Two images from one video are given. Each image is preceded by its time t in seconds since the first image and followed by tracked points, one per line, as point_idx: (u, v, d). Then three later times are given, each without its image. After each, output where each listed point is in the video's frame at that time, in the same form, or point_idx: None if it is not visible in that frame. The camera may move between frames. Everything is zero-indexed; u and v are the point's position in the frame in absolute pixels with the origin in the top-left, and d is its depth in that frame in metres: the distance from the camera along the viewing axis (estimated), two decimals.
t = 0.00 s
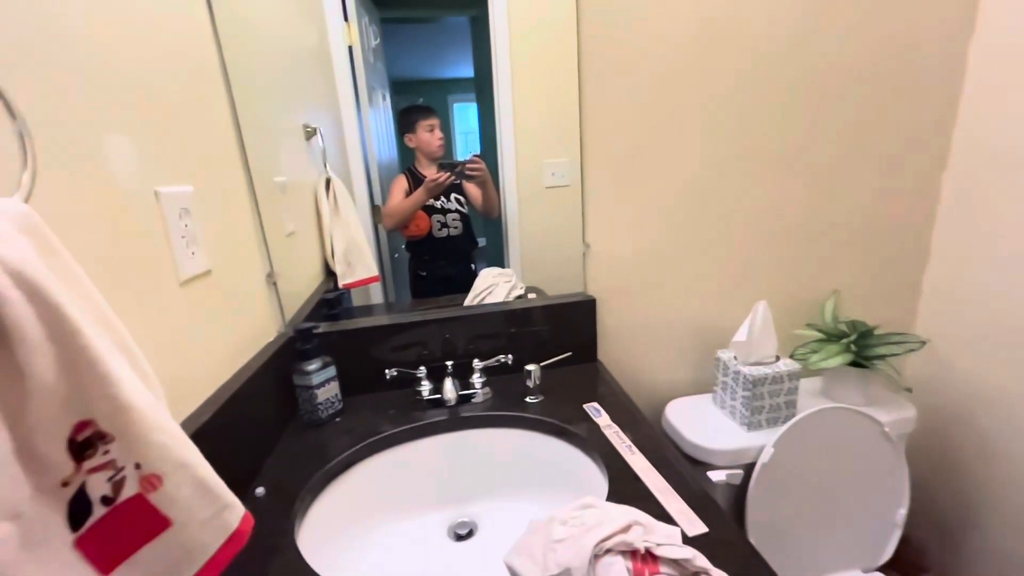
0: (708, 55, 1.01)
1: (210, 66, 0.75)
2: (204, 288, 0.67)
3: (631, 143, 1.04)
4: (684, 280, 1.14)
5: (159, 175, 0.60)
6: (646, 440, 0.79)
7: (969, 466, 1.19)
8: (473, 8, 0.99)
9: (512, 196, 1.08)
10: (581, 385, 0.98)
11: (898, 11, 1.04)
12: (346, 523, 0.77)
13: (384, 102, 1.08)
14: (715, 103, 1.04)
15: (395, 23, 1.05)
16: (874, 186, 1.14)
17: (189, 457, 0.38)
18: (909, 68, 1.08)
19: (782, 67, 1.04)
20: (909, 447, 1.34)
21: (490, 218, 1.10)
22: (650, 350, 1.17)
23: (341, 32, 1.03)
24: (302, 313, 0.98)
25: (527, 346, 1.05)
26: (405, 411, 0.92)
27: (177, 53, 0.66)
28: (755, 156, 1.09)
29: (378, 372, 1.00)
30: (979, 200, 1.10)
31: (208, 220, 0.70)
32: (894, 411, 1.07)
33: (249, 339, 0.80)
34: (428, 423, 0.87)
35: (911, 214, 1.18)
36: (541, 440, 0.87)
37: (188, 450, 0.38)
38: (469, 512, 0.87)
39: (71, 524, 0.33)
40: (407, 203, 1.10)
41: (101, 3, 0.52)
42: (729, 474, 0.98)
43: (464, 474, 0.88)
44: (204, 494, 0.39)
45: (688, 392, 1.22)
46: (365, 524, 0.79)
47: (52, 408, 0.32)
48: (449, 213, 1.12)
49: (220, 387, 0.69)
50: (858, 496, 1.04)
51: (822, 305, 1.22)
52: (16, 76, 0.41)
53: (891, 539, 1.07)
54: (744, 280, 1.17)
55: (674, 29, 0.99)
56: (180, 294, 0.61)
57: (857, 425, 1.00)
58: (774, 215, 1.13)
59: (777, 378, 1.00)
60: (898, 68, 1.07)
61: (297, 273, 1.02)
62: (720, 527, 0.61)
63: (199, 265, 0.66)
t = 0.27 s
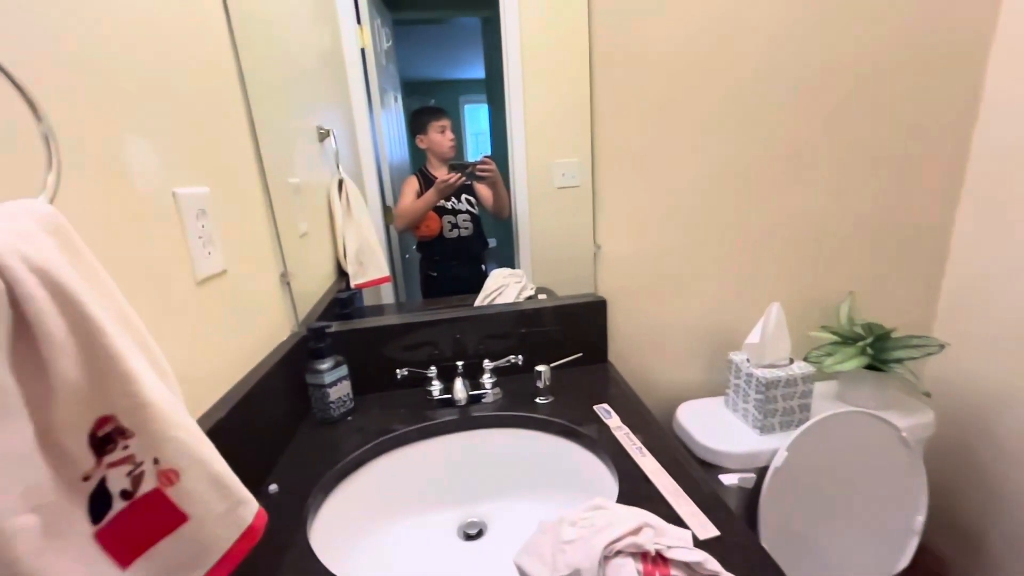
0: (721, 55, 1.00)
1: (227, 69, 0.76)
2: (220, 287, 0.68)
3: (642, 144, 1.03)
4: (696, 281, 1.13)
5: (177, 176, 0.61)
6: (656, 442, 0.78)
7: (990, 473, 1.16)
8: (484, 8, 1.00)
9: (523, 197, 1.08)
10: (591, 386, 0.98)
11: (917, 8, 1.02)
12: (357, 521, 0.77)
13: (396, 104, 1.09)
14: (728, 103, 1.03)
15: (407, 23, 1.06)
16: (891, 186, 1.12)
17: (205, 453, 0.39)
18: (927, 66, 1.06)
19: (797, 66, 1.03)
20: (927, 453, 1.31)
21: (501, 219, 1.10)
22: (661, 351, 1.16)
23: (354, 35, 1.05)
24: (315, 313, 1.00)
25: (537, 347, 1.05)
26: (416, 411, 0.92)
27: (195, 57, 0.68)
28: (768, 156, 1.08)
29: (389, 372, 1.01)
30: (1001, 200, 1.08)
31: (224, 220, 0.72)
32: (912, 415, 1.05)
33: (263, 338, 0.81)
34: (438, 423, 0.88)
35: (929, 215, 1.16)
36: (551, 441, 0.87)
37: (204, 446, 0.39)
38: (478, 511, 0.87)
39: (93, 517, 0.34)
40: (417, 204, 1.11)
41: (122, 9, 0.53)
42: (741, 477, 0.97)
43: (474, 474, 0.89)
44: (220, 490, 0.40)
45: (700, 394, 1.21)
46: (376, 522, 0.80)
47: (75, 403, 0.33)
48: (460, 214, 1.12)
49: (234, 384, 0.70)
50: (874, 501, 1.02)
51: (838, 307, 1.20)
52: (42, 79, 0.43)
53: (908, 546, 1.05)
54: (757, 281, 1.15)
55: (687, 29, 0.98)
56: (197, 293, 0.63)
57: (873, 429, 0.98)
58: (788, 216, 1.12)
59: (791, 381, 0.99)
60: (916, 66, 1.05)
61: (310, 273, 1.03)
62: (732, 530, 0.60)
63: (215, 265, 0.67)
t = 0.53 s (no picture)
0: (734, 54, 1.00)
1: (243, 73, 0.77)
2: (236, 287, 0.70)
3: (654, 144, 1.03)
4: (708, 282, 1.12)
5: (195, 178, 0.62)
6: (668, 444, 0.78)
7: (1012, 479, 1.13)
8: (496, 10, 1.01)
9: (534, 198, 1.09)
10: (602, 387, 0.98)
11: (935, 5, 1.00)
12: (369, 519, 0.78)
13: (408, 106, 1.09)
14: (741, 102, 1.02)
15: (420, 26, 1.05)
16: (909, 186, 1.10)
17: (221, 450, 0.40)
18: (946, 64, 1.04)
19: (812, 64, 1.02)
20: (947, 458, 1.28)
21: (511, 219, 1.10)
22: (673, 353, 1.15)
23: (366, 37, 1.06)
24: (327, 313, 1.01)
25: (548, 348, 1.05)
26: (427, 410, 0.93)
27: (213, 61, 0.69)
28: (783, 156, 1.06)
29: (401, 372, 1.01)
30: None
31: (239, 221, 0.73)
32: (930, 419, 1.03)
33: (277, 337, 0.82)
34: (449, 422, 0.88)
35: (949, 214, 1.13)
36: (562, 442, 0.87)
37: (220, 442, 0.40)
38: (489, 511, 0.87)
39: (114, 512, 0.34)
40: (428, 205, 1.12)
41: (144, 15, 0.55)
42: (754, 481, 0.96)
43: (485, 474, 0.89)
44: (236, 487, 0.41)
45: (712, 396, 1.20)
46: (388, 521, 0.80)
47: (97, 400, 0.34)
48: (471, 215, 1.12)
49: (249, 383, 0.71)
50: (890, 507, 1.00)
51: (854, 309, 1.18)
52: (69, 85, 0.44)
53: (926, 553, 1.03)
54: (771, 282, 1.14)
55: (699, 29, 0.98)
56: (213, 293, 0.64)
57: (891, 433, 0.96)
58: (802, 216, 1.10)
59: (805, 384, 0.98)
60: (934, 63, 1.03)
61: (323, 273, 1.04)
62: (744, 534, 0.59)
63: (231, 265, 0.68)
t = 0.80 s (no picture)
0: (747, 50, 0.99)
1: (258, 75, 0.79)
2: (252, 286, 0.71)
3: (666, 141, 1.02)
4: (722, 281, 1.11)
5: (213, 180, 0.64)
6: (680, 444, 0.77)
7: None
8: (508, 9, 1.01)
9: (545, 197, 1.09)
10: (614, 386, 0.98)
11: None
12: (382, 515, 0.79)
13: (419, 106, 1.11)
14: (755, 98, 1.01)
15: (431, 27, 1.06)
16: (929, 182, 1.08)
17: (238, 446, 0.41)
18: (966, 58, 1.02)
19: (827, 60, 1.00)
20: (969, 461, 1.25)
21: (522, 218, 1.10)
22: (686, 352, 1.14)
23: (379, 38, 1.07)
24: (341, 312, 1.02)
25: (559, 347, 1.05)
26: (439, 408, 0.94)
27: (230, 64, 0.71)
28: (797, 153, 1.05)
29: (413, 370, 1.02)
30: None
31: (255, 221, 0.74)
32: (951, 421, 1.01)
33: (292, 336, 0.83)
34: (461, 421, 0.89)
35: (971, 211, 1.11)
36: (573, 441, 0.87)
37: (237, 438, 0.41)
38: (500, 510, 0.87)
39: (134, 505, 0.35)
40: (439, 204, 1.13)
41: (164, 22, 0.56)
42: (768, 482, 0.95)
43: (496, 472, 0.89)
44: (252, 482, 0.41)
45: (726, 396, 1.19)
46: (400, 518, 0.81)
47: (119, 396, 0.35)
48: (482, 214, 1.13)
49: (264, 380, 0.72)
50: (909, 510, 0.98)
51: (872, 309, 1.16)
52: (92, 89, 0.45)
53: (947, 559, 1.01)
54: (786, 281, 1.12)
55: (712, 26, 0.97)
56: (230, 292, 0.65)
57: (910, 436, 0.94)
58: (818, 214, 1.09)
59: (821, 384, 0.97)
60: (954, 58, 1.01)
61: (336, 273, 1.06)
62: (758, 535, 0.59)
63: (247, 264, 0.70)
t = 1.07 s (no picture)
0: (760, 46, 0.97)
1: (272, 78, 0.80)
2: (266, 285, 0.72)
3: (678, 139, 1.01)
4: (735, 280, 1.10)
5: (228, 181, 0.65)
6: (692, 444, 0.77)
7: None
8: (517, 8, 1.01)
9: (555, 196, 1.08)
10: (624, 385, 0.97)
11: None
12: (393, 512, 0.79)
13: (430, 105, 1.11)
14: (768, 95, 1.00)
15: (440, 26, 1.06)
16: (948, 179, 1.06)
17: (253, 442, 0.41)
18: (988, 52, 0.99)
19: (842, 55, 0.99)
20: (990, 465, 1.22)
21: (533, 217, 1.10)
22: (698, 352, 1.13)
23: (390, 38, 1.08)
24: (353, 310, 1.04)
25: (570, 346, 1.04)
26: (450, 407, 0.94)
27: (244, 66, 0.72)
28: (812, 150, 1.03)
29: (424, 369, 1.03)
30: None
31: (268, 221, 0.75)
32: (970, 422, 0.99)
33: (305, 334, 0.84)
34: (472, 419, 0.89)
35: (993, 209, 1.08)
36: (584, 440, 0.87)
37: (252, 435, 0.41)
38: (510, 508, 0.87)
39: (154, 500, 0.36)
40: (450, 204, 1.13)
41: (181, 27, 0.58)
42: (782, 483, 0.93)
43: (506, 470, 0.89)
44: (267, 478, 0.42)
45: (738, 396, 1.18)
46: (411, 515, 0.82)
47: (139, 392, 0.36)
48: (492, 213, 1.13)
49: (278, 378, 0.73)
50: (926, 513, 0.96)
51: (889, 308, 1.13)
52: (112, 93, 0.46)
53: (966, 563, 0.99)
54: (800, 280, 1.11)
55: (725, 22, 0.96)
56: (245, 291, 0.66)
57: (929, 439, 0.92)
58: (833, 211, 1.07)
59: (836, 385, 0.95)
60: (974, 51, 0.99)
61: (348, 272, 1.07)
62: (771, 537, 0.58)
63: (262, 264, 0.71)
